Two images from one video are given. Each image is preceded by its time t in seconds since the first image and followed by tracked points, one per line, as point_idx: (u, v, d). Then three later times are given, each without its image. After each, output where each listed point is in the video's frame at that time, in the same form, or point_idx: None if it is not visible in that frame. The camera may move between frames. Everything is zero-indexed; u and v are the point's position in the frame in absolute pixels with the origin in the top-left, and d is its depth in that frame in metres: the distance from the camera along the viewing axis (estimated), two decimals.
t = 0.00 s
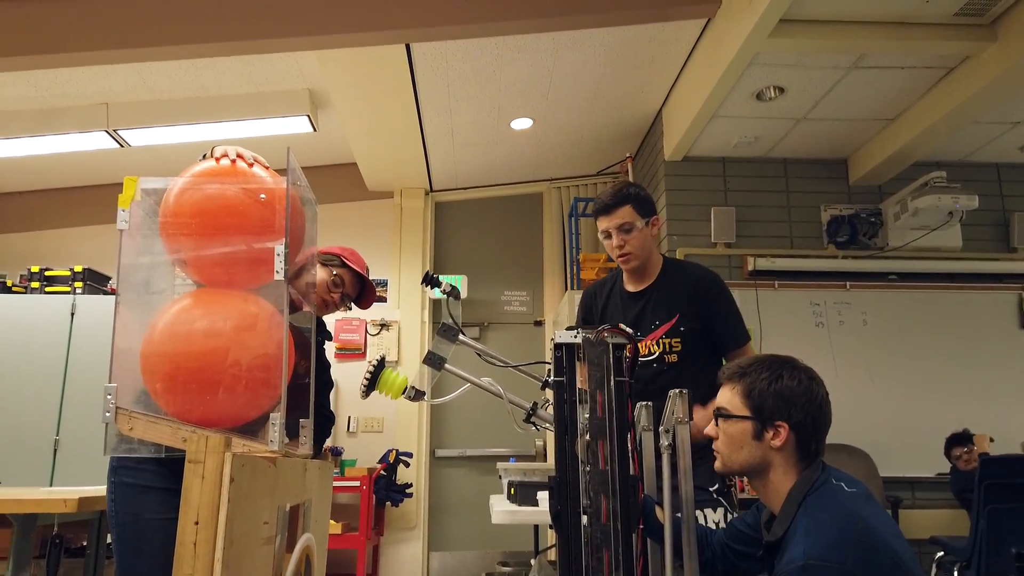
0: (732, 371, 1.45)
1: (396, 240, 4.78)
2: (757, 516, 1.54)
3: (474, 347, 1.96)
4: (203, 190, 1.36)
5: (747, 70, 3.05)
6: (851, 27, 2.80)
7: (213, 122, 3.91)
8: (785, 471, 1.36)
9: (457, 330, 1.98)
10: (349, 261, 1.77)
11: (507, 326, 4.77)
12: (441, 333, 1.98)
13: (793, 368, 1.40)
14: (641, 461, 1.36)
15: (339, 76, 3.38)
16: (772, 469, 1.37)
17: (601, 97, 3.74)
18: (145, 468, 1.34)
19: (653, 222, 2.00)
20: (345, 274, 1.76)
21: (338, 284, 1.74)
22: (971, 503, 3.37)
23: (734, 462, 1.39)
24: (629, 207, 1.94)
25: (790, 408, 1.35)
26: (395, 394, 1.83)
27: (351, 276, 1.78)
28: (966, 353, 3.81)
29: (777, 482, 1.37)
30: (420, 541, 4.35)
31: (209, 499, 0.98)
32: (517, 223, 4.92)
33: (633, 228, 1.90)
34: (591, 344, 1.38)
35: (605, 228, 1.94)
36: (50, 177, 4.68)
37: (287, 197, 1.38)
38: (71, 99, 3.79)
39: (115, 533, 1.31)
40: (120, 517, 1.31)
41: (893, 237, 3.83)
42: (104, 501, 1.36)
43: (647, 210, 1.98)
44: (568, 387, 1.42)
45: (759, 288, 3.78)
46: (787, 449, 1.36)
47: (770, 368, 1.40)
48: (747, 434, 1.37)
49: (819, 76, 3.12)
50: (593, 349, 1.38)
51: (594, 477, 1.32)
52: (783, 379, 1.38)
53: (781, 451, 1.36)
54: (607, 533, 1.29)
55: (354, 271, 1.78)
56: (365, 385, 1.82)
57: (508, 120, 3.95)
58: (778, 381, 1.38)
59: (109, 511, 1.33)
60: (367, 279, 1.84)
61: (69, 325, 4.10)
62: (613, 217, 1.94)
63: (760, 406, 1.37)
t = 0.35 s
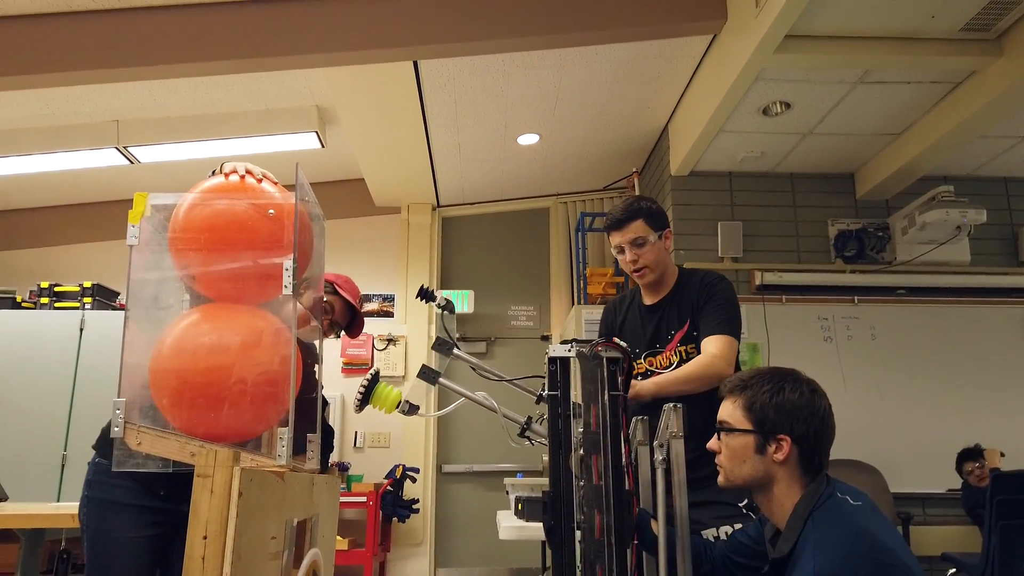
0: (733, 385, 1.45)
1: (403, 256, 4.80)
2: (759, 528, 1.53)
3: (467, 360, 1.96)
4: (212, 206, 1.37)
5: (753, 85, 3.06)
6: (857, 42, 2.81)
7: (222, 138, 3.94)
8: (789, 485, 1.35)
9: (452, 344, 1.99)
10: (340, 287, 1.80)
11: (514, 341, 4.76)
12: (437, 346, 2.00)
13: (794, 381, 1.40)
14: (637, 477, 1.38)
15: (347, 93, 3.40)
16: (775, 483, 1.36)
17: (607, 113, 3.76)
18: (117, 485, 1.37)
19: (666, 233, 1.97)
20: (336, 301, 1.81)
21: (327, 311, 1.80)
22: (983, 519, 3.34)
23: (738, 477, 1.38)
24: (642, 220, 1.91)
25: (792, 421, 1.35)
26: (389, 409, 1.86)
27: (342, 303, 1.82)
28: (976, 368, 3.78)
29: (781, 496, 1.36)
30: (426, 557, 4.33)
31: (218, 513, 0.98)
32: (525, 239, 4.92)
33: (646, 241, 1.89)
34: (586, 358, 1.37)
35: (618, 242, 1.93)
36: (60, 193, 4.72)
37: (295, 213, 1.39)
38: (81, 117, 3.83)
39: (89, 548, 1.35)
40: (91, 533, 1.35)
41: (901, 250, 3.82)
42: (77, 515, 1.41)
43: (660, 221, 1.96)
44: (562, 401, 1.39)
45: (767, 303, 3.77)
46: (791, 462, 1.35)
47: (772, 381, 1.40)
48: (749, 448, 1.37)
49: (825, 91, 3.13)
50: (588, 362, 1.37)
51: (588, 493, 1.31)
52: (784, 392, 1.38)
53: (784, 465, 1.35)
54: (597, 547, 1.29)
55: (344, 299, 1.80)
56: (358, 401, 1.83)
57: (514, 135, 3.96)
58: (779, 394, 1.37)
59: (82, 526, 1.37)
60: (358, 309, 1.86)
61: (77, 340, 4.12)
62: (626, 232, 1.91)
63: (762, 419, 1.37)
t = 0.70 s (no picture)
0: (736, 387, 1.44)
1: (408, 263, 4.81)
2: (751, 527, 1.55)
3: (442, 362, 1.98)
4: (219, 207, 1.38)
5: (758, 90, 3.07)
6: (862, 47, 2.81)
7: (228, 146, 3.96)
8: (794, 488, 1.34)
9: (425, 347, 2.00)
10: (336, 303, 1.79)
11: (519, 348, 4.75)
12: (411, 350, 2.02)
13: (797, 382, 1.39)
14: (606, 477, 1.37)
15: (352, 100, 3.42)
16: (780, 485, 1.35)
17: (612, 119, 3.76)
18: (105, 487, 1.39)
19: (663, 238, 1.94)
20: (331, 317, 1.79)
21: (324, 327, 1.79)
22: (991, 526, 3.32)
23: (743, 479, 1.37)
24: (632, 228, 1.89)
25: (796, 422, 1.34)
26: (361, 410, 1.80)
27: (337, 317, 1.81)
28: (983, 374, 3.76)
29: (787, 499, 1.35)
30: (432, 565, 4.31)
31: (224, 512, 0.98)
32: (529, 245, 4.93)
33: (635, 248, 1.88)
34: (557, 359, 1.36)
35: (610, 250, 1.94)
36: (67, 201, 4.75)
37: (301, 214, 1.40)
38: (88, 125, 3.85)
39: (77, 549, 1.37)
40: (78, 535, 1.36)
41: (907, 256, 3.83)
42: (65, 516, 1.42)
43: (657, 226, 1.93)
44: (534, 403, 1.36)
45: (772, 309, 3.77)
46: (796, 464, 1.34)
47: (775, 382, 1.39)
48: (754, 450, 1.36)
49: (830, 96, 3.13)
50: (559, 363, 1.36)
51: (557, 494, 1.30)
52: (787, 393, 1.37)
53: (790, 467, 1.34)
54: (566, 549, 1.27)
55: (338, 314, 1.79)
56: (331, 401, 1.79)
57: (520, 142, 3.97)
58: (783, 395, 1.37)
59: (69, 527, 1.38)
60: (353, 323, 1.85)
61: (83, 347, 4.13)
62: (616, 240, 1.91)
63: (766, 421, 1.36)
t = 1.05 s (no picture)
0: (730, 385, 1.44)
1: (412, 265, 4.81)
2: (736, 520, 1.56)
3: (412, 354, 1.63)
4: (224, 202, 1.39)
5: (761, 90, 3.06)
6: (866, 46, 2.81)
7: (232, 147, 3.97)
8: (790, 486, 1.34)
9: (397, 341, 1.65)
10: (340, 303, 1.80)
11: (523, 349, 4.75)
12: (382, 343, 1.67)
13: (792, 379, 1.39)
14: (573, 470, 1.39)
15: (356, 101, 3.43)
16: (776, 483, 1.35)
17: (615, 119, 3.76)
18: (106, 482, 1.39)
19: (651, 238, 1.92)
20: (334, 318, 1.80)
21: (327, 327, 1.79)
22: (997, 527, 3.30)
23: (739, 478, 1.36)
24: (617, 229, 1.89)
25: (791, 419, 1.34)
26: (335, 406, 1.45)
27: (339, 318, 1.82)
28: (988, 374, 3.75)
29: (782, 497, 1.35)
30: (436, 566, 4.31)
31: (229, 504, 0.99)
32: (533, 246, 4.93)
33: (619, 250, 1.88)
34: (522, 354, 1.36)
35: (597, 249, 1.94)
36: (73, 203, 4.77)
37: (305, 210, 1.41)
38: (94, 127, 3.86)
39: (75, 544, 1.37)
40: (77, 530, 1.36)
41: (912, 256, 3.82)
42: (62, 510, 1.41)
43: (645, 227, 1.92)
44: (500, 399, 1.35)
45: (777, 309, 3.76)
46: (790, 461, 1.34)
47: (767, 380, 1.39)
48: (749, 448, 1.36)
49: (834, 96, 3.13)
50: (523, 359, 1.35)
51: (520, 488, 1.30)
52: (782, 390, 1.37)
53: (784, 464, 1.34)
54: (528, 541, 1.28)
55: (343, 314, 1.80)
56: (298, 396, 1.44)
57: (523, 143, 3.98)
58: (778, 393, 1.37)
59: (67, 521, 1.39)
60: (355, 323, 1.85)
61: (89, 348, 4.14)
62: (601, 242, 1.91)
63: (760, 419, 1.36)
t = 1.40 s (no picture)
0: (726, 387, 1.44)
1: (415, 265, 4.82)
2: (729, 515, 1.55)
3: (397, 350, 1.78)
4: (225, 199, 1.40)
5: (764, 88, 3.06)
6: (870, 44, 2.80)
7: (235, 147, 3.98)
8: (787, 487, 1.33)
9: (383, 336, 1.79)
10: (342, 299, 1.80)
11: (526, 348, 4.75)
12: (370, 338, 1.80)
13: (787, 380, 1.39)
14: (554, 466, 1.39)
15: (358, 101, 3.43)
16: (774, 484, 1.34)
17: (618, 118, 3.76)
18: (109, 478, 1.40)
19: (645, 237, 1.91)
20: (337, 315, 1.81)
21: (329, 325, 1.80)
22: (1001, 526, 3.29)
23: (736, 479, 1.36)
24: (611, 228, 1.89)
25: (786, 421, 1.34)
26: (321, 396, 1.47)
27: (342, 315, 1.82)
28: (992, 373, 3.74)
29: (780, 499, 1.34)
30: (440, 565, 4.31)
31: (232, 496, 0.99)
32: (535, 246, 4.93)
33: (614, 249, 1.88)
34: (502, 352, 1.39)
35: (593, 248, 1.95)
36: (78, 203, 4.78)
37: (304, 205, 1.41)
38: (97, 126, 3.87)
39: (78, 538, 1.38)
40: (80, 525, 1.37)
41: (916, 254, 3.81)
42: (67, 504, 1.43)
43: (639, 225, 1.91)
44: (479, 396, 1.39)
45: (780, 308, 3.76)
46: (787, 463, 1.33)
47: (762, 382, 1.39)
48: (746, 450, 1.35)
49: (837, 94, 3.12)
50: (502, 356, 1.39)
51: (497, 483, 1.33)
52: (777, 391, 1.37)
53: (781, 465, 1.33)
54: (503, 537, 1.31)
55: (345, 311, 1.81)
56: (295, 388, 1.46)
57: (525, 142, 3.98)
58: (773, 394, 1.36)
59: (71, 516, 1.39)
60: (359, 320, 1.85)
61: (93, 347, 4.15)
62: (597, 240, 1.92)
63: (756, 420, 1.36)
